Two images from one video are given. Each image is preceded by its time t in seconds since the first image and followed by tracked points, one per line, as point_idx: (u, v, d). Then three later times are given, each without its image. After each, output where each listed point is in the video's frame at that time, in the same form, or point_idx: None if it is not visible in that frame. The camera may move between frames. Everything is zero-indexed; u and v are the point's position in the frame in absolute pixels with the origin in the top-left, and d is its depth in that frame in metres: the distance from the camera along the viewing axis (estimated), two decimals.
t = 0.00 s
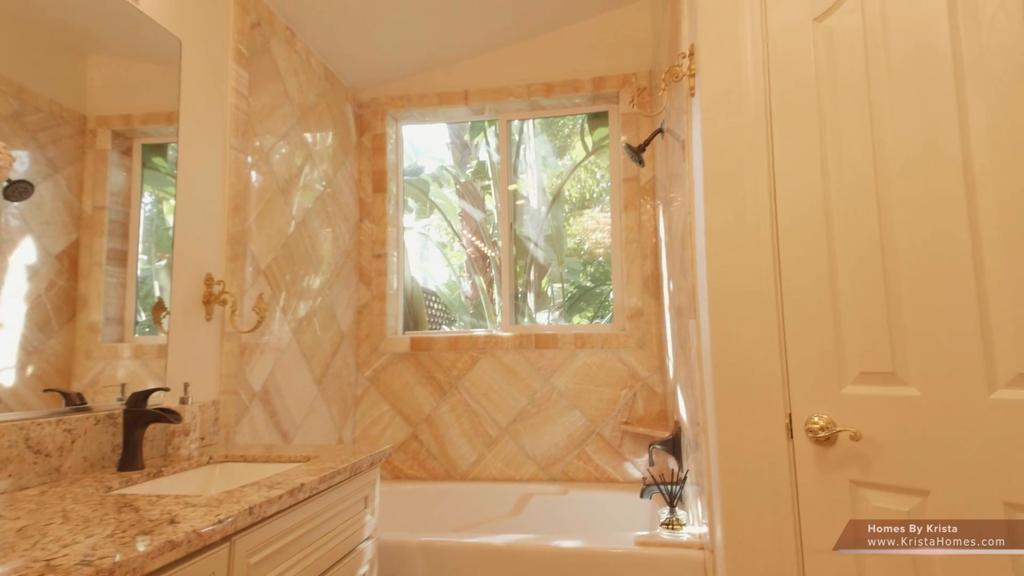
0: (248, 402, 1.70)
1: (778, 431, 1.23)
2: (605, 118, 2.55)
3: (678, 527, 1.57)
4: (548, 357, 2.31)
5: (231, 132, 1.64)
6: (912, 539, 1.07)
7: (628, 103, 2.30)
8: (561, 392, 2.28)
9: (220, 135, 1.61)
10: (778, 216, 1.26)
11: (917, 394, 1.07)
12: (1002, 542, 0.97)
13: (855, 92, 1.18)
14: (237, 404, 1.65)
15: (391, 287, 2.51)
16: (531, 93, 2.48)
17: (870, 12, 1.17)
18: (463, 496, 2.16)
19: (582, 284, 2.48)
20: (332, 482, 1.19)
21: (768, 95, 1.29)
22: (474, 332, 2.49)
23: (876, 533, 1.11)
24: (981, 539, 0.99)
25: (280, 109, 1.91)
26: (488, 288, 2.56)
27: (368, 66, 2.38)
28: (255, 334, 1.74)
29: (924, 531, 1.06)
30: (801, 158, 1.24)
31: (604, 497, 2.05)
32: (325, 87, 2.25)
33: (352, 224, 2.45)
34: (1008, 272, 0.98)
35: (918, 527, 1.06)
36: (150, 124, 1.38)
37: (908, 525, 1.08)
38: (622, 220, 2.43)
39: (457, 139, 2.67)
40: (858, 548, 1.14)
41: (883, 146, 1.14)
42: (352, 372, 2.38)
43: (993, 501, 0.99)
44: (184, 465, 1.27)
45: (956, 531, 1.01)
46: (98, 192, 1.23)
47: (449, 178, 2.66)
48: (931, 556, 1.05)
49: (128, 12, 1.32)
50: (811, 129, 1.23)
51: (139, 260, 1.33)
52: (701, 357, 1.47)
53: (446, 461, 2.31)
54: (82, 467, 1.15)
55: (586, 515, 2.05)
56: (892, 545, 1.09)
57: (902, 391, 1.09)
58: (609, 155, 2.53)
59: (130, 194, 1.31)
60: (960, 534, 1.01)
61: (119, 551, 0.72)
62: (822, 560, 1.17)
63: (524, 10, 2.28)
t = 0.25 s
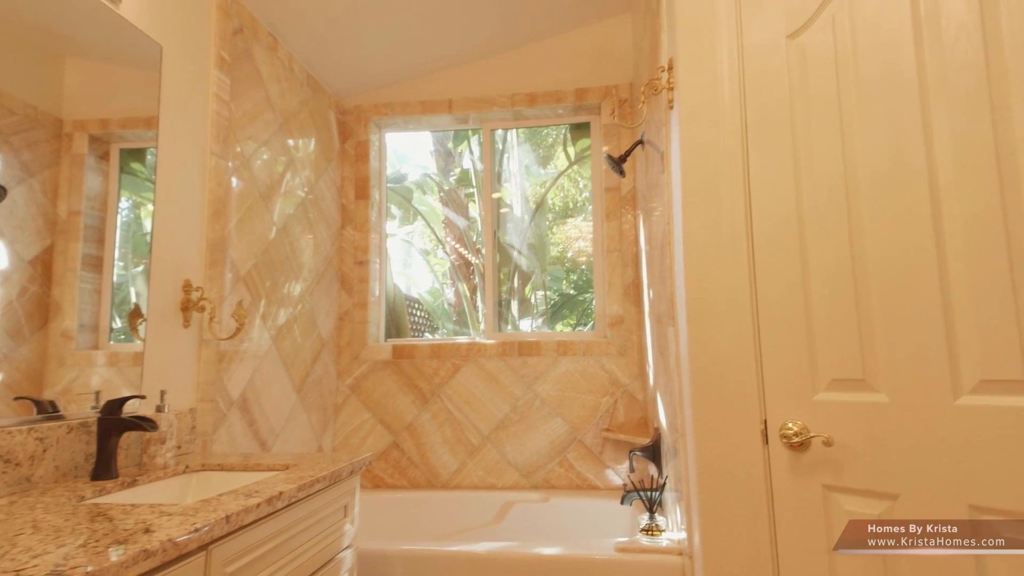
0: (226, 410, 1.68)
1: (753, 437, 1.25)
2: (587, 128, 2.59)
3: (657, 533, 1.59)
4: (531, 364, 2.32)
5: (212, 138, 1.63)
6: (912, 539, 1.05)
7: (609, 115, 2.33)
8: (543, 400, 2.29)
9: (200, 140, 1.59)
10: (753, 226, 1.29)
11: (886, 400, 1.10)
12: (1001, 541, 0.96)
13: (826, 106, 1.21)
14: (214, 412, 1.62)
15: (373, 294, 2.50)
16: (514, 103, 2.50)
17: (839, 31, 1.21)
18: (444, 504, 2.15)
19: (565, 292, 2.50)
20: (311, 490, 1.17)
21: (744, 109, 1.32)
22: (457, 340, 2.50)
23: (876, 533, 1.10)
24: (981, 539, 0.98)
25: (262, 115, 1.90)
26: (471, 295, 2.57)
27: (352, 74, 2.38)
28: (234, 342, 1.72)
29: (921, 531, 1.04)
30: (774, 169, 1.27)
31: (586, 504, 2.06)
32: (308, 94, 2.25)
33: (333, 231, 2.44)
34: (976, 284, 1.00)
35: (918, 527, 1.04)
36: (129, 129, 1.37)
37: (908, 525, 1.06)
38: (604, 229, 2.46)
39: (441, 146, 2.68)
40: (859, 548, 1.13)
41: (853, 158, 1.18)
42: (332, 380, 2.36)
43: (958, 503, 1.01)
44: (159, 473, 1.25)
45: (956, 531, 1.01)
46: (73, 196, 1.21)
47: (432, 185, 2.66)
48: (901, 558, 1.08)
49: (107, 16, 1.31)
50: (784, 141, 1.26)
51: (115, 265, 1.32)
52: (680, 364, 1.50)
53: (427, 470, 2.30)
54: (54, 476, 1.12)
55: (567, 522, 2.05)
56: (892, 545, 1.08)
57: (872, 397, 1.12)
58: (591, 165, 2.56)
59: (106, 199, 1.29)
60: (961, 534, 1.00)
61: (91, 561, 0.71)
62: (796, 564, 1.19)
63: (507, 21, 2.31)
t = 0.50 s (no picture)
0: (200, 419, 1.65)
1: (727, 444, 1.27)
2: (568, 140, 2.62)
3: (635, 541, 1.60)
4: (511, 373, 2.33)
5: (189, 144, 1.62)
6: (912, 539, 1.03)
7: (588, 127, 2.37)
8: (523, 408, 2.29)
9: (176, 147, 1.58)
10: (726, 236, 1.31)
11: (854, 409, 1.12)
12: (1000, 542, 0.95)
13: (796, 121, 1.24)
14: (187, 422, 1.59)
15: (352, 303, 2.49)
16: (495, 113, 2.53)
17: (807, 49, 1.24)
18: (424, 514, 2.14)
19: (546, 300, 2.52)
20: (286, 501, 1.16)
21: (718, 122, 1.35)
22: (438, 348, 2.49)
23: (876, 533, 1.08)
24: (980, 539, 0.97)
25: (241, 122, 1.89)
26: (453, 304, 2.57)
27: (333, 82, 2.38)
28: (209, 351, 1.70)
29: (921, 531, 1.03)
30: (747, 182, 1.30)
31: (565, 513, 2.07)
32: (288, 101, 2.24)
33: (313, 239, 2.43)
34: (937, 294, 1.03)
35: (918, 527, 1.03)
36: (103, 134, 1.35)
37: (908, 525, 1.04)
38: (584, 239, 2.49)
39: (423, 155, 2.68)
40: (858, 549, 1.10)
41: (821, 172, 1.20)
42: (310, 389, 2.33)
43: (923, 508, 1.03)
44: (130, 485, 1.22)
45: (956, 531, 1.00)
46: (45, 202, 1.19)
47: (414, 194, 2.67)
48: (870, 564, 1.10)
49: (83, 21, 1.30)
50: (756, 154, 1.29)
51: (87, 273, 1.29)
52: (656, 373, 1.52)
53: (406, 480, 2.28)
54: (20, 489, 1.09)
55: (547, 531, 2.06)
56: (892, 545, 1.05)
57: (841, 405, 1.14)
58: (572, 175, 2.59)
59: (79, 205, 1.27)
60: (961, 534, 0.99)
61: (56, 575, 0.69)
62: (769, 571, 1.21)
63: (489, 32, 2.33)
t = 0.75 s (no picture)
0: (174, 427, 1.63)
1: (703, 449, 1.29)
2: (550, 149, 2.65)
3: (614, 546, 1.61)
4: (493, 379, 2.33)
5: (167, 148, 1.60)
6: (911, 539, 1.01)
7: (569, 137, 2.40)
8: (504, 415, 2.30)
9: (154, 150, 1.56)
10: (701, 244, 1.34)
11: (825, 413, 1.12)
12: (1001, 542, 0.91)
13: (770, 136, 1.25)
14: (161, 429, 1.57)
15: (332, 309, 2.47)
16: (478, 121, 2.55)
17: (779, 66, 1.25)
18: (404, 522, 2.12)
19: (529, 307, 2.54)
20: (261, 508, 1.14)
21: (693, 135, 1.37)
22: (419, 355, 2.49)
23: (875, 533, 1.05)
24: (980, 539, 0.93)
25: (220, 126, 1.88)
26: (435, 310, 2.57)
27: (315, 88, 2.38)
28: (185, 357, 1.68)
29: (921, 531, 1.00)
30: (721, 191, 1.32)
31: (545, 519, 2.07)
32: (268, 106, 2.23)
33: (293, 244, 2.41)
34: (904, 305, 1.04)
35: (918, 526, 1.00)
36: (78, 137, 1.33)
37: (908, 525, 1.01)
38: (566, 246, 2.51)
39: (405, 161, 2.69)
40: (857, 549, 1.07)
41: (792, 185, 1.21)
42: (288, 397, 2.31)
43: (891, 509, 1.04)
44: (101, 492, 1.20)
45: (956, 531, 0.96)
46: (17, 205, 1.16)
47: (396, 200, 2.67)
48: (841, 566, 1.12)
49: (59, 23, 1.28)
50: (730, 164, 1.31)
51: (59, 277, 1.27)
52: (635, 378, 1.54)
53: (386, 488, 2.26)
54: None
55: (527, 538, 2.06)
56: (891, 545, 1.02)
57: (811, 409, 1.15)
58: (554, 183, 2.62)
59: (52, 208, 1.25)
60: (961, 534, 0.95)
61: None
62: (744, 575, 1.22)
63: (471, 41, 2.35)
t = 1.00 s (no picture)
0: (152, 431, 1.60)
1: (682, 450, 1.31)
2: (535, 154, 2.68)
3: (595, 548, 1.62)
4: (477, 383, 2.33)
5: (147, 149, 1.58)
6: (911, 539, 1.00)
7: (554, 143, 2.43)
8: (488, 419, 2.30)
9: (133, 150, 1.54)
10: (681, 248, 1.36)
11: (800, 414, 1.15)
12: (1002, 542, 0.91)
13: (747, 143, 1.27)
14: (139, 433, 1.54)
15: (315, 312, 2.46)
16: (463, 126, 2.56)
17: (757, 75, 1.26)
18: (386, 527, 2.11)
19: (514, 311, 2.55)
20: (241, 512, 1.13)
21: (674, 142, 1.39)
22: (403, 359, 2.48)
23: (875, 534, 1.04)
24: (980, 539, 0.93)
25: (202, 128, 1.86)
26: (419, 314, 2.57)
27: (299, 90, 2.37)
28: (164, 361, 1.65)
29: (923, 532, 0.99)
30: (700, 196, 1.34)
31: (528, 522, 2.08)
32: (251, 108, 2.22)
33: (275, 247, 2.39)
34: (875, 308, 1.07)
35: (917, 527, 1.00)
36: (55, 137, 1.30)
37: (908, 525, 1.01)
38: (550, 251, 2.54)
39: (390, 165, 2.69)
40: (857, 549, 1.06)
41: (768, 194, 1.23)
42: (269, 401, 2.28)
43: (862, 509, 1.06)
44: (76, 497, 1.18)
45: (956, 531, 0.96)
46: None
47: (380, 204, 2.66)
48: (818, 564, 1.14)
49: (37, 21, 1.26)
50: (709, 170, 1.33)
51: (34, 280, 1.23)
52: (617, 381, 1.56)
53: (368, 493, 2.25)
54: None
55: (509, 542, 2.06)
56: (892, 545, 1.02)
57: (788, 410, 1.17)
58: (539, 189, 2.65)
59: (28, 209, 1.20)
60: (961, 534, 0.95)
61: None
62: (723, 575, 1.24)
63: (457, 46, 2.37)
